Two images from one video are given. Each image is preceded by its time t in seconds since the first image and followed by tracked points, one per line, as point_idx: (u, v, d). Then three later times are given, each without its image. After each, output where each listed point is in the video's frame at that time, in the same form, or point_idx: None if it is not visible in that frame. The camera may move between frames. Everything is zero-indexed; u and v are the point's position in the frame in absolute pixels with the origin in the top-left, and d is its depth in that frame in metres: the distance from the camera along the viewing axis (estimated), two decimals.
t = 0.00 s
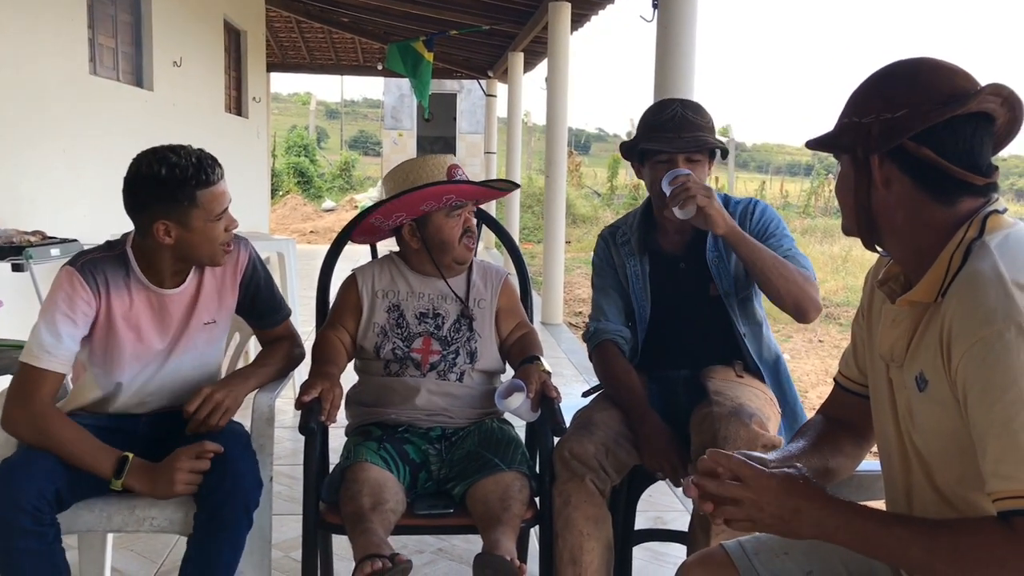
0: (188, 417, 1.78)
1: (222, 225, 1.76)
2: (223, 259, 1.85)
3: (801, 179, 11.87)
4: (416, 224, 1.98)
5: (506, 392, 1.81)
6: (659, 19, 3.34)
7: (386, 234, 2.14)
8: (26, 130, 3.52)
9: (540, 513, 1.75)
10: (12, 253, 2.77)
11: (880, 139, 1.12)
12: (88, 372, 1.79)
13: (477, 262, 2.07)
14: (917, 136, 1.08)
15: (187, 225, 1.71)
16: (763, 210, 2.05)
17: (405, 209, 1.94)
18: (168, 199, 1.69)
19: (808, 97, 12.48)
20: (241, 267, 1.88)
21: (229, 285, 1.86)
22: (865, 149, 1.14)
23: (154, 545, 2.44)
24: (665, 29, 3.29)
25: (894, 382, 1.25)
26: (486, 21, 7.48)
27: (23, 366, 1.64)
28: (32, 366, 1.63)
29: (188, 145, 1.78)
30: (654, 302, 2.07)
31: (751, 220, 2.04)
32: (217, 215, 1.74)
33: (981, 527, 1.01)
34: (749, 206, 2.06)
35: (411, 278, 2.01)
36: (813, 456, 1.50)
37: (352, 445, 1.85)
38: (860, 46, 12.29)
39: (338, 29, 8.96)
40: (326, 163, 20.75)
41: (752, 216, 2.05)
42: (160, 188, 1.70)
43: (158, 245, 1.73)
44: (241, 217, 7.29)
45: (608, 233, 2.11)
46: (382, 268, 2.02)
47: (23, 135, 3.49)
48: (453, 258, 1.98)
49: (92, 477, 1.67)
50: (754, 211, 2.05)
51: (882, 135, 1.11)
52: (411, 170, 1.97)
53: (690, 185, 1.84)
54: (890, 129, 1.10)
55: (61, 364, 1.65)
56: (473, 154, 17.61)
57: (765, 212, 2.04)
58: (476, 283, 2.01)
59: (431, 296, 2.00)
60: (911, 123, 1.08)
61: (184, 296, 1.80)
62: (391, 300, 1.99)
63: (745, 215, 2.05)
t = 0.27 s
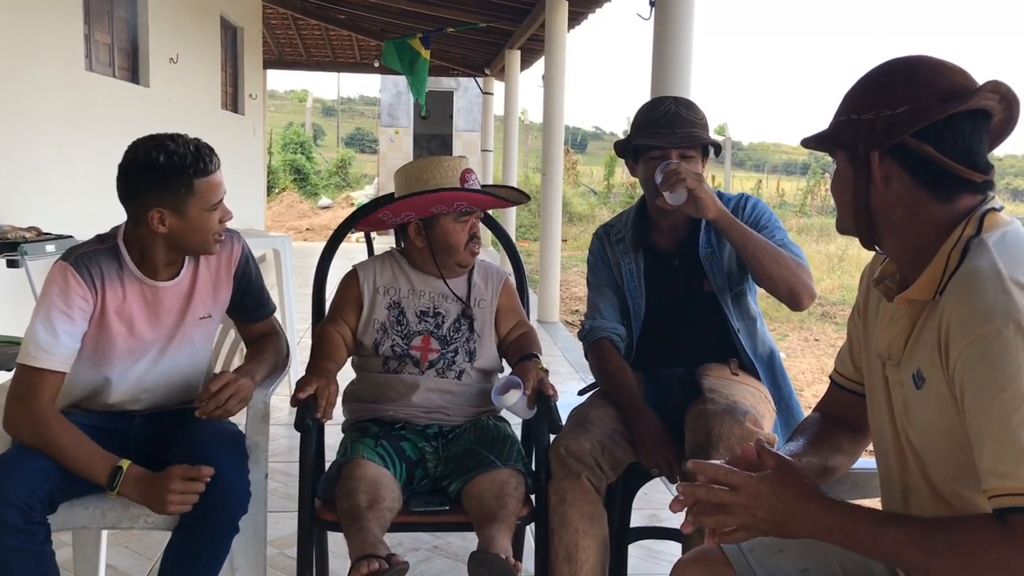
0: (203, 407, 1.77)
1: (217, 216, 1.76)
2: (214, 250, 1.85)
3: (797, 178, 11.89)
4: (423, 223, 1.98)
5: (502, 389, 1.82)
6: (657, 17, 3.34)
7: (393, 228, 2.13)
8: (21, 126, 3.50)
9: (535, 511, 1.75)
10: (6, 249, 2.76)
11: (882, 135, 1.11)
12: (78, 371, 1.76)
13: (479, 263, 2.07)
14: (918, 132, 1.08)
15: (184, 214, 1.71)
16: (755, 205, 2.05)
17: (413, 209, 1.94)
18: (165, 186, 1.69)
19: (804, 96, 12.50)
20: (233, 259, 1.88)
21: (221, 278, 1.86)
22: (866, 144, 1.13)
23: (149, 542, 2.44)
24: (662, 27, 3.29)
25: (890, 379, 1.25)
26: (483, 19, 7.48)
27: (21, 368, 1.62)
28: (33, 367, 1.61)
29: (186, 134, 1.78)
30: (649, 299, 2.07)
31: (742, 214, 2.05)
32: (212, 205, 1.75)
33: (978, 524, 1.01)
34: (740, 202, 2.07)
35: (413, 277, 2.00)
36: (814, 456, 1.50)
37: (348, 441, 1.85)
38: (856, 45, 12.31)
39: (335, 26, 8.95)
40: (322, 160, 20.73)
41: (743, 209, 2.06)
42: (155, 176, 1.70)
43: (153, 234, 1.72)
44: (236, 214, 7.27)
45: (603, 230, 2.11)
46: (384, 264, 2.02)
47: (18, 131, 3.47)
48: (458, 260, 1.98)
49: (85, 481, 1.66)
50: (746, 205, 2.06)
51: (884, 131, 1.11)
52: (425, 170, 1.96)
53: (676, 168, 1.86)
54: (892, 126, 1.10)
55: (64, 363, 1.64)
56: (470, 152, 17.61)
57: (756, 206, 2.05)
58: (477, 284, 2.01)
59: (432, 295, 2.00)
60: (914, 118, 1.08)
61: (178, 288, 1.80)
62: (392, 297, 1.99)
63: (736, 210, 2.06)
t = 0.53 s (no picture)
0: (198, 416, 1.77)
1: (208, 216, 1.76)
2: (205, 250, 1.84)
3: (796, 178, 11.90)
4: (422, 223, 1.98)
5: (500, 390, 1.82)
6: (655, 17, 3.34)
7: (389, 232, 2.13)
8: (19, 125, 3.50)
9: (533, 511, 1.75)
10: (3, 248, 2.75)
11: (881, 137, 1.11)
12: (69, 369, 1.76)
13: (479, 261, 2.07)
14: (919, 134, 1.08)
15: (174, 213, 1.71)
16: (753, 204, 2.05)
17: (409, 209, 1.94)
18: (155, 186, 1.69)
19: (802, 96, 12.51)
20: (224, 260, 1.87)
21: (212, 279, 1.85)
22: (865, 146, 1.13)
23: (146, 542, 2.44)
24: (661, 28, 3.29)
25: (889, 381, 1.25)
26: (481, 18, 7.48)
27: (11, 364, 1.62)
28: (22, 364, 1.61)
29: (178, 134, 1.77)
30: (648, 299, 2.07)
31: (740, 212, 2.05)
32: (203, 205, 1.74)
33: (975, 527, 1.02)
34: (738, 200, 2.07)
35: (411, 276, 2.00)
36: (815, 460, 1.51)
37: (346, 442, 1.84)
38: (855, 45, 12.32)
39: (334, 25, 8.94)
40: (321, 159, 20.71)
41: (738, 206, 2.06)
42: (145, 176, 1.69)
43: (143, 234, 1.72)
44: (234, 213, 7.26)
45: (601, 230, 2.11)
46: (384, 264, 2.01)
47: (16, 130, 3.47)
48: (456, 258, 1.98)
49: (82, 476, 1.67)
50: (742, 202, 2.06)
51: (884, 132, 1.11)
52: (412, 169, 1.96)
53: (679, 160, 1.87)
54: (891, 128, 1.10)
55: (53, 360, 1.64)
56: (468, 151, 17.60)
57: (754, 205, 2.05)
58: (478, 283, 2.01)
59: (434, 294, 1.99)
60: (913, 119, 1.08)
61: (168, 289, 1.79)
62: (394, 297, 1.99)
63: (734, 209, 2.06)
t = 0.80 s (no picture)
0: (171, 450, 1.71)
1: (202, 216, 1.76)
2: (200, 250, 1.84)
3: (796, 179, 11.90)
4: (414, 224, 1.98)
5: (500, 391, 1.83)
6: (657, 18, 3.34)
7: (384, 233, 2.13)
8: (20, 125, 3.50)
9: (534, 513, 1.75)
10: (5, 248, 2.75)
11: (886, 140, 1.11)
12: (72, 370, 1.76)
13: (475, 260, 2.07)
14: (924, 137, 1.08)
15: (169, 215, 1.71)
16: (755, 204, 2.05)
17: (402, 208, 1.94)
18: (150, 189, 1.69)
19: (803, 97, 12.51)
20: (219, 259, 1.88)
21: (208, 278, 1.86)
22: (870, 149, 1.13)
23: (147, 543, 2.44)
24: (662, 29, 3.29)
25: (891, 384, 1.25)
26: (482, 19, 7.48)
27: (22, 367, 1.62)
28: (32, 365, 1.61)
29: (166, 136, 1.77)
30: (648, 300, 2.07)
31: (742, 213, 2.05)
32: (197, 206, 1.74)
33: (976, 530, 1.02)
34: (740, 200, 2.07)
35: (409, 277, 2.00)
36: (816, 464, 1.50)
37: (346, 443, 1.84)
38: (855, 46, 12.32)
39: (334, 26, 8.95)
40: (321, 160, 20.71)
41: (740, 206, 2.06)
42: (138, 180, 1.68)
43: (139, 237, 1.71)
44: (235, 213, 7.27)
45: (603, 230, 2.11)
46: (380, 266, 2.01)
47: (17, 130, 3.47)
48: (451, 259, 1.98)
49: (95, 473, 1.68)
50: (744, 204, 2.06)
51: (889, 135, 1.10)
52: (406, 168, 1.97)
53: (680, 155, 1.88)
54: (896, 130, 1.10)
55: (61, 359, 1.64)
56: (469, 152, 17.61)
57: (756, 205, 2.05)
58: (475, 282, 2.01)
59: (430, 295, 1.99)
60: (919, 122, 1.08)
61: (166, 289, 1.80)
62: (390, 298, 1.99)
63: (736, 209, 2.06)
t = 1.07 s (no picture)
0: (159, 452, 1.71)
1: (201, 226, 1.75)
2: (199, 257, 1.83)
3: (797, 179, 11.90)
4: (411, 224, 1.98)
5: (502, 391, 1.83)
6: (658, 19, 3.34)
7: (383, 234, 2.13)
8: (21, 126, 3.50)
9: (535, 513, 1.75)
10: (6, 248, 2.76)
11: (887, 141, 1.11)
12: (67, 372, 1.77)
13: (473, 259, 2.06)
14: (925, 137, 1.08)
15: (167, 226, 1.70)
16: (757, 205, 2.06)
17: (398, 208, 1.94)
18: (148, 201, 1.67)
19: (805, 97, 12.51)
20: (218, 267, 1.87)
21: (207, 285, 1.85)
22: (871, 149, 1.13)
23: (148, 543, 2.44)
24: (664, 29, 3.29)
25: (892, 384, 1.25)
26: (483, 19, 7.48)
27: (9, 367, 1.63)
28: (17, 367, 1.62)
29: (167, 145, 1.76)
30: (650, 300, 2.07)
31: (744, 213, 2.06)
32: (196, 216, 1.73)
33: (977, 530, 1.02)
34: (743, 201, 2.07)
35: (408, 278, 2.01)
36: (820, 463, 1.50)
37: (347, 443, 1.84)
38: (857, 46, 12.32)
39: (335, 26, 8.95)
40: (323, 160, 20.72)
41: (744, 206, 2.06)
42: (137, 191, 1.67)
43: (136, 247, 1.71)
44: (236, 213, 7.27)
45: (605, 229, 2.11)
46: (377, 268, 2.01)
47: (18, 130, 3.47)
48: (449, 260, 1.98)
49: (81, 476, 1.67)
50: (747, 204, 2.06)
51: (890, 136, 1.10)
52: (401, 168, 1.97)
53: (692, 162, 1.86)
54: (897, 131, 1.10)
55: (49, 362, 1.64)
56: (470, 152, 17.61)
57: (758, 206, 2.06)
58: (473, 281, 2.01)
59: (428, 295, 1.99)
60: (920, 122, 1.08)
61: (162, 296, 1.79)
62: (388, 299, 1.99)
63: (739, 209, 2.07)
